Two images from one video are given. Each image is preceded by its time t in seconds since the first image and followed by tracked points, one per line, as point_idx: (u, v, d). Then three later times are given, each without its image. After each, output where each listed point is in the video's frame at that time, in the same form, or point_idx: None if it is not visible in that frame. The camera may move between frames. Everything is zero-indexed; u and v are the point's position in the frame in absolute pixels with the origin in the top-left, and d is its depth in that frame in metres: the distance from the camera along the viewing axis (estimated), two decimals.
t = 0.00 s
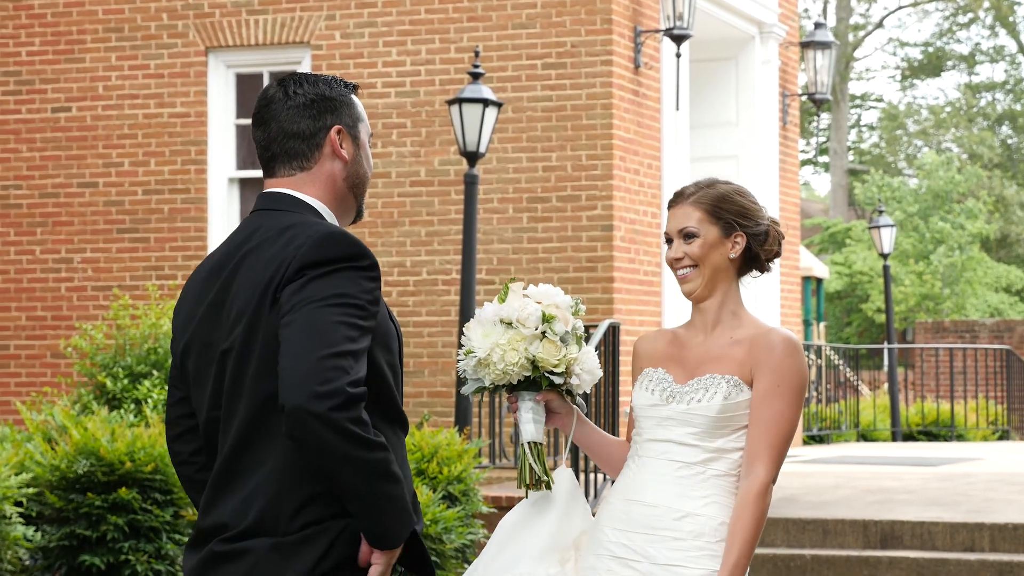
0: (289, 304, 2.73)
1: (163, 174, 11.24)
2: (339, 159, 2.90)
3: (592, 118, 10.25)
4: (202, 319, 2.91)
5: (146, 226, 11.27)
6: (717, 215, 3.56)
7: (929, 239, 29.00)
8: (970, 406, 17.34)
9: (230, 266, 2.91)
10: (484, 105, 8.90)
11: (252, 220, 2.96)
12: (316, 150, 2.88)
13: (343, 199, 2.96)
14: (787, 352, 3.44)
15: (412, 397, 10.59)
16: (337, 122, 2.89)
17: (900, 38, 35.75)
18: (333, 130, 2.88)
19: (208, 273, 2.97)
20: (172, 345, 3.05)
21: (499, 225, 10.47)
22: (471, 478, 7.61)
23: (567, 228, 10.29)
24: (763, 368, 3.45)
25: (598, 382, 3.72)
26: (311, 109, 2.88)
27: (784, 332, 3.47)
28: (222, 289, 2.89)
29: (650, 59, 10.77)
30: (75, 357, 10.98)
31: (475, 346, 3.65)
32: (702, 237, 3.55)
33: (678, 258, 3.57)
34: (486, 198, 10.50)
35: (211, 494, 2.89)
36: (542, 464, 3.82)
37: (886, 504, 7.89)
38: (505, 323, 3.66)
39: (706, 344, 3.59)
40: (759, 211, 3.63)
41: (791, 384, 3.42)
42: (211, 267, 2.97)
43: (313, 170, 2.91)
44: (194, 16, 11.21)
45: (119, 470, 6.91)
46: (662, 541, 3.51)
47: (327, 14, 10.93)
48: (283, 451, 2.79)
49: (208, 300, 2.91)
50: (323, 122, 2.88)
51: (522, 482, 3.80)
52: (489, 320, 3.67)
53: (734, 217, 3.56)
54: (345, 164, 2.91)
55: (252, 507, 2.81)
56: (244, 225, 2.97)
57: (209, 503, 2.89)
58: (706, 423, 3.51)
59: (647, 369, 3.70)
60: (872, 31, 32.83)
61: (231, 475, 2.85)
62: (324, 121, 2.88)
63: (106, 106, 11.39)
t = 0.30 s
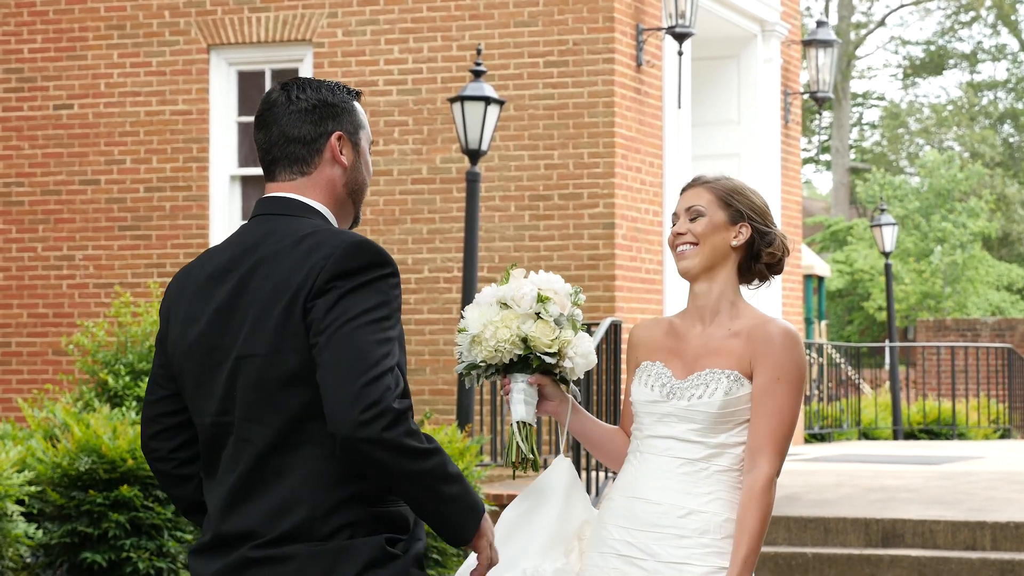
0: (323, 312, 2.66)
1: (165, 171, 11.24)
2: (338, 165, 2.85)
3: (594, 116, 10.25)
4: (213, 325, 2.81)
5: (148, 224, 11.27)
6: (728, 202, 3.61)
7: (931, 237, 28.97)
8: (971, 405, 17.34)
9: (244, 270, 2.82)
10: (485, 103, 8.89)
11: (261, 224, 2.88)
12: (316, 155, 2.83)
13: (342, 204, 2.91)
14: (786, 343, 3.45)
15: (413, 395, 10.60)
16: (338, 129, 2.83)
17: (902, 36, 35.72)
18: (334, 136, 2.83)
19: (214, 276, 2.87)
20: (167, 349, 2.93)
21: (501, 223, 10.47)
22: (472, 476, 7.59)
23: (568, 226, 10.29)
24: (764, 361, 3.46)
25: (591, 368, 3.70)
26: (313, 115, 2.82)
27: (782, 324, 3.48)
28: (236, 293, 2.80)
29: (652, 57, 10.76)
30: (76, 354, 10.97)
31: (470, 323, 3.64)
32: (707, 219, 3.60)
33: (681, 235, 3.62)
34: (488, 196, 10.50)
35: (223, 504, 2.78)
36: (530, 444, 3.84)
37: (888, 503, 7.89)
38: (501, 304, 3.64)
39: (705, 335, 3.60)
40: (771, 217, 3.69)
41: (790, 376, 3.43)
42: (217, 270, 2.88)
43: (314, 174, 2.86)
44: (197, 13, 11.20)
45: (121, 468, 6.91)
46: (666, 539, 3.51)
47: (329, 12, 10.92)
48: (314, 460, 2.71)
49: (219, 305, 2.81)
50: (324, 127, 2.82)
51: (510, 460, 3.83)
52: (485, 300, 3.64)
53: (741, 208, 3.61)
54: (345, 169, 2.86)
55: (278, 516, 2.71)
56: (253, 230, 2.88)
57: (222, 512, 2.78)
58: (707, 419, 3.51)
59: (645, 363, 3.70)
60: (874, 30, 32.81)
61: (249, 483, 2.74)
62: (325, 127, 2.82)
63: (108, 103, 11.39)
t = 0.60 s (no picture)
0: (367, 315, 2.66)
1: (166, 168, 11.24)
2: (350, 165, 2.86)
3: (596, 114, 10.25)
4: (240, 325, 2.78)
5: (149, 221, 11.27)
6: (716, 181, 3.58)
7: (932, 235, 28.97)
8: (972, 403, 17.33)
9: (272, 270, 2.79)
10: (487, 101, 8.89)
11: (283, 225, 2.85)
12: (328, 155, 2.84)
13: (354, 204, 2.91)
14: (783, 324, 3.43)
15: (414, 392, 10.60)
16: (349, 129, 2.83)
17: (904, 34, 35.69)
18: (345, 136, 2.83)
19: (235, 277, 2.84)
20: (185, 352, 2.88)
21: (502, 221, 10.46)
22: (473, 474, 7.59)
23: (570, 224, 10.28)
24: (760, 344, 3.44)
25: (596, 356, 3.69)
26: (325, 115, 2.83)
27: (779, 304, 3.46)
28: (266, 292, 2.78)
29: (654, 54, 10.75)
30: (78, 352, 10.98)
31: (472, 317, 3.63)
32: (696, 202, 3.57)
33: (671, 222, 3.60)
34: (489, 193, 10.50)
35: (256, 506, 2.75)
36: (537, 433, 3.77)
37: (889, 501, 7.89)
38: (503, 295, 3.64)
39: (703, 316, 3.59)
40: (762, 187, 3.65)
41: (787, 358, 3.41)
42: (239, 270, 2.84)
43: (327, 175, 2.86)
44: (198, 10, 11.20)
45: (121, 465, 6.91)
46: (668, 525, 3.51)
47: (331, 9, 10.92)
48: (356, 461, 2.70)
49: (247, 307, 2.78)
50: (335, 128, 2.82)
51: (516, 452, 3.76)
52: (487, 291, 3.64)
53: (730, 186, 3.58)
54: (357, 170, 2.86)
55: (320, 516, 2.70)
56: (275, 232, 2.85)
57: (255, 515, 2.74)
58: (707, 403, 3.50)
59: (645, 345, 3.70)
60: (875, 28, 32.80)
61: (285, 484, 2.72)
62: (337, 127, 2.82)
63: (109, 100, 11.38)
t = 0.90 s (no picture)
0: (460, 319, 2.53)
1: (167, 166, 11.23)
2: (409, 162, 2.72)
3: (596, 112, 10.26)
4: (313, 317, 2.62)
5: (149, 218, 11.26)
6: (698, 174, 3.52)
7: (933, 233, 28.98)
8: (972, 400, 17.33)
9: (348, 263, 2.63)
10: (488, 99, 8.88)
11: (352, 221, 2.69)
12: (388, 153, 2.70)
13: (411, 204, 2.77)
14: (780, 323, 3.39)
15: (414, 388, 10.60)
16: (409, 126, 2.69)
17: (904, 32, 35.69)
18: (404, 134, 2.69)
19: (306, 267, 2.67)
20: (245, 340, 2.70)
21: (503, 218, 10.45)
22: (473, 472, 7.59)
23: (570, 221, 10.28)
24: (757, 345, 3.41)
25: (594, 349, 3.64)
26: (385, 112, 2.69)
27: (776, 299, 3.43)
28: (343, 286, 2.62)
29: (654, 52, 10.75)
30: (78, 349, 10.98)
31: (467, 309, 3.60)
32: (683, 199, 3.51)
33: (660, 221, 3.54)
34: (489, 191, 10.49)
35: (322, 504, 2.57)
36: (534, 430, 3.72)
37: (889, 499, 7.89)
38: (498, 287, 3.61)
39: (700, 311, 3.57)
40: (745, 167, 3.59)
41: (785, 358, 3.37)
42: (309, 259, 2.68)
43: (385, 171, 2.72)
44: (199, 8, 11.19)
45: (122, 463, 6.90)
46: (670, 527, 3.54)
47: (332, 7, 10.91)
48: (432, 465, 2.56)
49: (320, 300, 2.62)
50: (396, 125, 2.68)
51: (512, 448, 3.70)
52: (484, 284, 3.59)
53: (714, 176, 3.51)
54: (415, 167, 2.73)
55: (394, 518, 2.54)
56: (343, 223, 2.69)
57: (321, 514, 2.56)
58: (702, 404, 3.50)
59: (644, 342, 3.71)
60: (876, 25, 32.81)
61: (358, 484, 2.55)
62: (397, 124, 2.69)
63: (110, 98, 11.38)
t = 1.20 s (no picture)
0: (542, 324, 2.53)
1: (165, 164, 11.22)
2: (482, 159, 2.69)
3: (594, 110, 10.24)
4: (390, 310, 2.60)
5: (148, 217, 11.26)
6: (699, 174, 3.48)
7: (932, 230, 28.97)
8: (971, 397, 17.33)
9: (424, 258, 2.61)
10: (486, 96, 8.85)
11: (426, 216, 2.66)
12: (463, 150, 2.68)
13: (481, 199, 2.74)
14: (770, 325, 3.38)
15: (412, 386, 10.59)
16: (486, 125, 2.67)
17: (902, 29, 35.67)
18: (481, 132, 2.67)
19: (380, 259, 2.64)
20: (316, 328, 2.67)
21: (501, 216, 10.45)
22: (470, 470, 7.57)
23: (568, 219, 10.27)
24: (751, 348, 3.40)
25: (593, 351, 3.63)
26: (463, 108, 2.66)
27: (769, 303, 3.42)
28: (420, 282, 2.60)
29: (652, 50, 10.75)
30: (76, 348, 10.97)
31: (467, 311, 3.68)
32: (683, 198, 3.47)
33: (657, 219, 3.49)
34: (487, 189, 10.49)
35: (391, 498, 2.55)
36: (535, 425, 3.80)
37: (888, 496, 7.89)
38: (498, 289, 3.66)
39: (694, 313, 3.56)
40: (744, 169, 3.56)
41: (778, 361, 3.35)
42: (383, 251, 2.65)
43: (460, 167, 2.69)
44: (196, 6, 11.18)
45: (120, 461, 6.89)
46: (673, 529, 3.62)
47: (330, 5, 10.91)
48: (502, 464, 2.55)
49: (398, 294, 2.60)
50: (474, 122, 2.66)
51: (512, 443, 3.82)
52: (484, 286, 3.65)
53: (716, 177, 3.48)
54: (487, 165, 2.70)
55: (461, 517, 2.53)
56: (416, 217, 2.67)
57: (389, 507, 2.55)
58: (697, 409, 3.52)
59: (644, 343, 3.70)
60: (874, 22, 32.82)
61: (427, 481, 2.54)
62: (474, 122, 2.66)
63: (108, 96, 11.37)
